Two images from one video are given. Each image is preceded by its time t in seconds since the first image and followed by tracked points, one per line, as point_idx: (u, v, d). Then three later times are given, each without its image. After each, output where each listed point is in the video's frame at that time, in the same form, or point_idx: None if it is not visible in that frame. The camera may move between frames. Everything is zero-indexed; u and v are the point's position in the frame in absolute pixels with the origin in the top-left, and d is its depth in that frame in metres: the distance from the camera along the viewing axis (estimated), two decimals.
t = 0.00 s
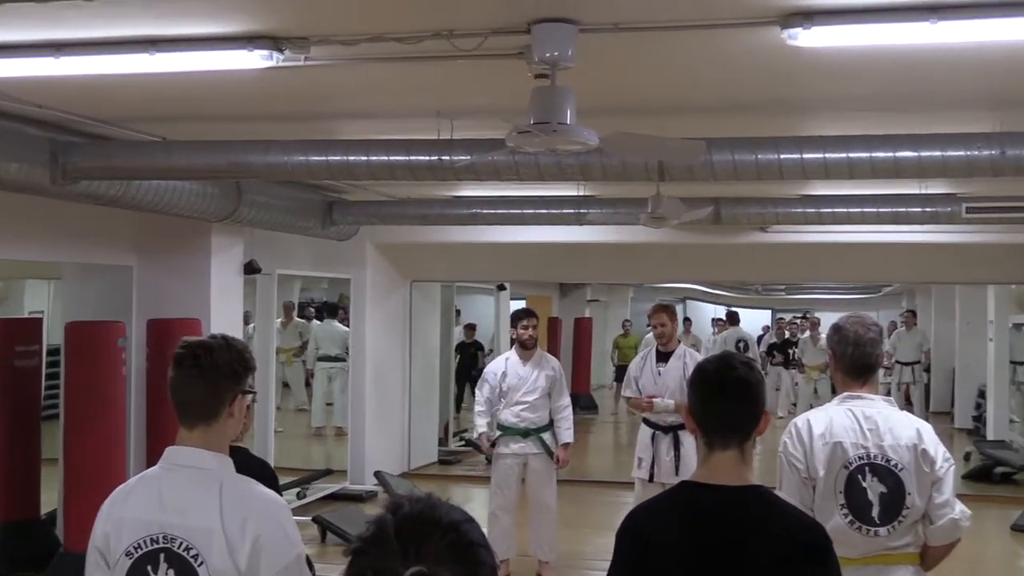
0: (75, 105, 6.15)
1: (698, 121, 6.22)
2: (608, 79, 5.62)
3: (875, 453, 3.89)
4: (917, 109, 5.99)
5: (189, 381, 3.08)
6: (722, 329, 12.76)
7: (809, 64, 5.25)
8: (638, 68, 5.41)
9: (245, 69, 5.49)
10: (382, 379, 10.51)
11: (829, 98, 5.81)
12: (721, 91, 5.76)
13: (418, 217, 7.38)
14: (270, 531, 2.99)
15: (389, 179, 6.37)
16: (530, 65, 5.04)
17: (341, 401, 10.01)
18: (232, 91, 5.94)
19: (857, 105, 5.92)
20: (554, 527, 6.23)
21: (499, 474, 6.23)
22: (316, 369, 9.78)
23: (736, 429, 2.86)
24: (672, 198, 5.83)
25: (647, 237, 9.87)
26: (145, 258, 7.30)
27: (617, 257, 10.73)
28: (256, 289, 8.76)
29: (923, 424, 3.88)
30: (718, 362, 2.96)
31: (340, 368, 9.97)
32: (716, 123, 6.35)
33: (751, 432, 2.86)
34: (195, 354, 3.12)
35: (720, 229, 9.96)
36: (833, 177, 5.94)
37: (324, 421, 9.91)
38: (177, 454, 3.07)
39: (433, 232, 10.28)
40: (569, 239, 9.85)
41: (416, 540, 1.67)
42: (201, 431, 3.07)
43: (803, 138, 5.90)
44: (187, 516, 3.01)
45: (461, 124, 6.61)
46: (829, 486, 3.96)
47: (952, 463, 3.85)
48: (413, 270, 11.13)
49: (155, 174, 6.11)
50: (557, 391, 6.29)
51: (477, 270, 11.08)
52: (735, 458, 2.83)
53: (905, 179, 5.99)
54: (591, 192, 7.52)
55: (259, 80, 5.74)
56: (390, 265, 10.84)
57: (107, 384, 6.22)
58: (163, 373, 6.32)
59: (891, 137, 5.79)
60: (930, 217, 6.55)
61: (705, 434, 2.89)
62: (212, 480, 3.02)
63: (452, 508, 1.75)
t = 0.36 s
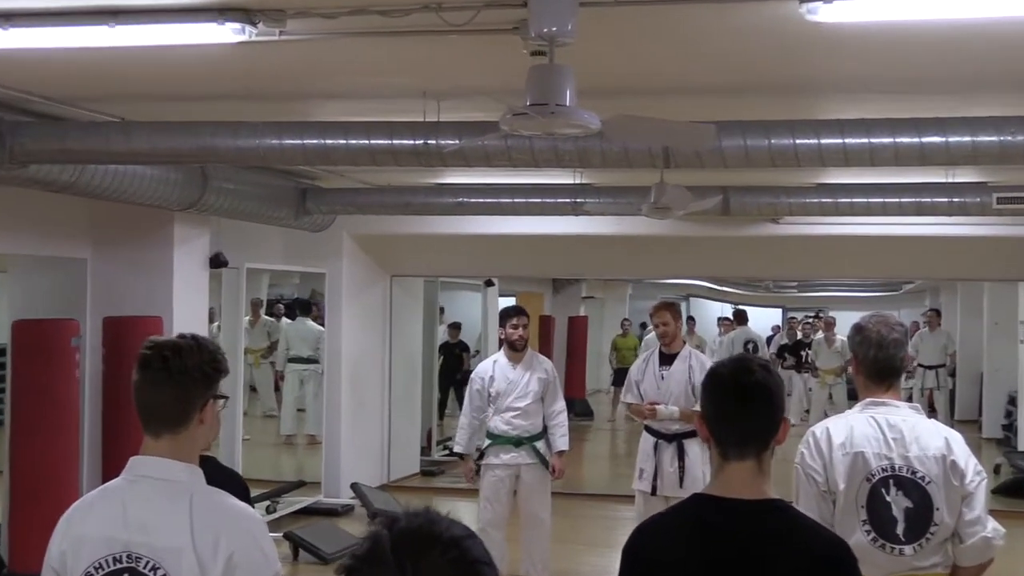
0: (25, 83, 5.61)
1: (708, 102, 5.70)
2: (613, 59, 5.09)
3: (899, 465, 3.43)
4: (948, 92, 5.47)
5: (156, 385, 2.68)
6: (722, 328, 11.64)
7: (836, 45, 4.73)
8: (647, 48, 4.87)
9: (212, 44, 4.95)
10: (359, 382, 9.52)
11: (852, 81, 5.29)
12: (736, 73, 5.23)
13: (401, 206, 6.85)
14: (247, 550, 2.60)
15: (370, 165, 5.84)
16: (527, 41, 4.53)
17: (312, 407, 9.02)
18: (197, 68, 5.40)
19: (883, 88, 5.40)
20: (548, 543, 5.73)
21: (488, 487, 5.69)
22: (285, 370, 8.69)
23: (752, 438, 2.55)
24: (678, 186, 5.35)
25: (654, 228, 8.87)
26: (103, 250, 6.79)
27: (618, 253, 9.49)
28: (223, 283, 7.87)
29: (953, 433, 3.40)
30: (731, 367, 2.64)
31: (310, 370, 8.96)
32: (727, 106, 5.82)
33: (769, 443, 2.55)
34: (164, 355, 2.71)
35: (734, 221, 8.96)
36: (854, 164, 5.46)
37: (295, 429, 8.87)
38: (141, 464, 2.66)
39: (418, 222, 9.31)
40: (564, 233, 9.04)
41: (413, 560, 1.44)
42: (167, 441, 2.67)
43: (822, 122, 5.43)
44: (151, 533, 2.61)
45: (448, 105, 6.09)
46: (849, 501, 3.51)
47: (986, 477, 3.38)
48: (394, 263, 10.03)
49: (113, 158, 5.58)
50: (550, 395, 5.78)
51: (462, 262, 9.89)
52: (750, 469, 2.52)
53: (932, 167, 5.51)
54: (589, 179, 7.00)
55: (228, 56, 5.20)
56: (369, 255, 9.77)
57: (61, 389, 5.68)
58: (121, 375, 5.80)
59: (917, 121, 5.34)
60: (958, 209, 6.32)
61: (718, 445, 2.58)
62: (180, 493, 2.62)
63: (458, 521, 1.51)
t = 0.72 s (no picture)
0: None
1: (713, 87, 5.28)
2: (617, 40, 4.64)
3: (921, 473, 2.96)
4: (971, 77, 5.07)
5: (126, 391, 2.34)
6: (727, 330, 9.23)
7: (858, 25, 4.32)
8: (653, 28, 4.44)
9: (179, 23, 4.47)
10: (332, 390, 8.45)
11: (871, 65, 4.89)
12: (747, 56, 4.81)
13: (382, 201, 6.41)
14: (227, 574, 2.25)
15: (348, 155, 5.42)
16: (520, 21, 4.11)
17: (280, 417, 7.94)
18: (160, 52, 4.96)
19: (903, 71, 4.99)
20: (538, 559, 5.31)
21: (474, 501, 5.22)
22: (251, 377, 7.62)
23: (767, 443, 2.25)
24: (678, 176, 4.99)
25: (653, 222, 8.00)
26: (58, 247, 6.32)
27: (610, 246, 8.77)
28: (187, 284, 7.01)
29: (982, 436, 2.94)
30: (744, 368, 2.32)
31: (280, 376, 7.92)
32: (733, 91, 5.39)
33: (785, 448, 2.26)
34: (135, 358, 2.38)
35: (734, 214, 8.27)
36: (868, 151, 5.13)
37: (261, 441, 7.75)
38: (109, 477, 2.32)
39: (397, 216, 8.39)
40: (556, 227, 8.31)
41: None
42: (138, 453, 2.32)
43: (834, 106, 5.12)
44: (119, 553, 2.25)
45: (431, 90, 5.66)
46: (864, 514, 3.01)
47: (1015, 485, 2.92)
48: (373, 262, 9.06)
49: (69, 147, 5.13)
50: (540, 400, 5.36)
51: (448, 260, 8.99)
52: (765, 481, 2.23)
53: (952, 155, 5.18)
54: (581, 169, 6.58)
55: (195, 36, 4.71)
56: (343, 253, 8.77)
57: (19, 398, 5.30)
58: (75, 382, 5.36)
59: (933, 104, 5.01)
60: (975, 202, 5.94)
61: (730, 453, 2.28)
62: (154, 507, 2.28)
63: (467, 534, 1.38)
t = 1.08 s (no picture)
0: None
1: (726, 63, 4.89)
2: (634, 10, 4.21)
3: (950, 477, 2.63)
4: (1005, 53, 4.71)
5: (101, 392, 2.05)
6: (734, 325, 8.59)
7: None
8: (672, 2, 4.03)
9: None
10: (321, 390, 7.21)
11: (901, 40, 4.52)
12: (770, 30, 4.41)
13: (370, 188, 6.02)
14: None
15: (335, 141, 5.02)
16: None
17: (262, 422, 6.65)
18: (129, 33, 4.53)
19: (934, 48, 4.63)
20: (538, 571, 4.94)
21: (470, 509, 4.86)
22: (231, 380, 6.40)
23: (787, 443, 2.04)
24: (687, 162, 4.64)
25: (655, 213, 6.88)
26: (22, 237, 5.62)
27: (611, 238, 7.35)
28: (160, 280, 5.98)
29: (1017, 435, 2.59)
30: (761, 364, 2.11)
31: (262, 378, 6.63)
32: (748, 68, 4.99)
33: (806, 448, 2.05)
34: (113, 356, 2.09)
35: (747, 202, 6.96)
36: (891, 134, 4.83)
37: (243, 446, 6.52)
38: (83, 483, 2.04)
39: (388, 205, 7.08)
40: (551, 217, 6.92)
41: None
42: (115, 457, 2.05)
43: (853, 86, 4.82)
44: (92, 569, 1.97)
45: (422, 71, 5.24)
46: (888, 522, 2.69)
47: None
48: (357, 255, 7.63)
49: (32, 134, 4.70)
50: (541, 401, 4.96)
51: (443, 252, 7.56)
52: (783, 482, 2.02)
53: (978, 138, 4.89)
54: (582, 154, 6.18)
55: (173, 13, 4.25)
56: (323, 242, 7.28)
57: None
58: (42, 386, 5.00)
59: (955, 84, 4.74)
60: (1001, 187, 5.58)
61: (746, 455, 2.07)
62: (131, 515, 2.00)
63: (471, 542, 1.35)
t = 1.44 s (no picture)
0: None
1: (735, 41, 4.56)
2: None
3: (972, 484, 2.30)
4: None
5: (59, 393, 1.80)
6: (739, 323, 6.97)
7: None
8: None
9: None
10: (299, 393, 6.38)
11: (925, 16, 4.18)
12: (785, 5, 4.08)
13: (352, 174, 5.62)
14: None
15: (315, 125, 4.64)
16: None
17: (236, 424, 5.82)
18: (95, 6, 4.17)
19: (958, 25, 4.29)
20: None
21: (460, 517, 4.54)
22: (203, 380, 5.51)
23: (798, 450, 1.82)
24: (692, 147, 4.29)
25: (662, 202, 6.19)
26: None
27: (604, 226, 6.73)
28: (132, 274, 5.24)
29: None
30: (772, 361, 1.89)
31: (239, 376, 5.86)
32: (758, 47, 4.66)
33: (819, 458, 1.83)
34: (73, 353, 1.83)
35: (760, 189, 6.26)
36: (909, 117, 4.48)
37: (216, 451, 5.68)
38: (42, 488, 1.78)
39: (369, 191, 6.31)
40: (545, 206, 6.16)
41: None
42: (75, 461, 1.79)
43: (870, 66, 4.51)
44: None
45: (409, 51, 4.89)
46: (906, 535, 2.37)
47: None
48: (340, 248, 6.89)
49: None
50: (536, 402, 4.66)
51: (434, 243, 6.85)
52: (796, 488, 1.81)
53: (1002, 121, 4.55)
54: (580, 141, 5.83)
55: None
56: (302, 230, 6.51)
57: None
58: None
59: (980, 66, 4.39)
60: None
61: (755, 460, 1.86)
62: (93, 521, 1.75)
63: (463, 549, 1.17)
